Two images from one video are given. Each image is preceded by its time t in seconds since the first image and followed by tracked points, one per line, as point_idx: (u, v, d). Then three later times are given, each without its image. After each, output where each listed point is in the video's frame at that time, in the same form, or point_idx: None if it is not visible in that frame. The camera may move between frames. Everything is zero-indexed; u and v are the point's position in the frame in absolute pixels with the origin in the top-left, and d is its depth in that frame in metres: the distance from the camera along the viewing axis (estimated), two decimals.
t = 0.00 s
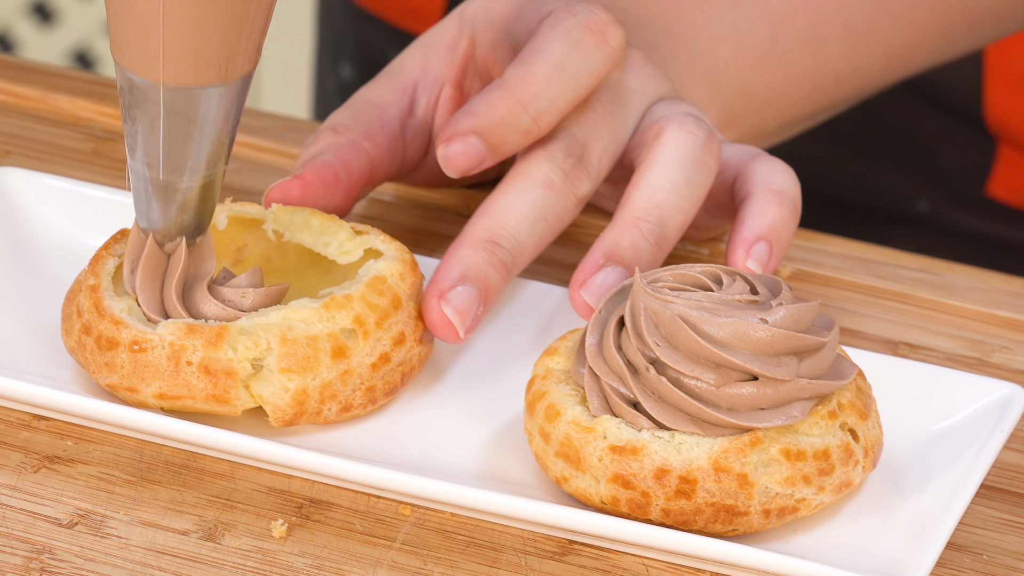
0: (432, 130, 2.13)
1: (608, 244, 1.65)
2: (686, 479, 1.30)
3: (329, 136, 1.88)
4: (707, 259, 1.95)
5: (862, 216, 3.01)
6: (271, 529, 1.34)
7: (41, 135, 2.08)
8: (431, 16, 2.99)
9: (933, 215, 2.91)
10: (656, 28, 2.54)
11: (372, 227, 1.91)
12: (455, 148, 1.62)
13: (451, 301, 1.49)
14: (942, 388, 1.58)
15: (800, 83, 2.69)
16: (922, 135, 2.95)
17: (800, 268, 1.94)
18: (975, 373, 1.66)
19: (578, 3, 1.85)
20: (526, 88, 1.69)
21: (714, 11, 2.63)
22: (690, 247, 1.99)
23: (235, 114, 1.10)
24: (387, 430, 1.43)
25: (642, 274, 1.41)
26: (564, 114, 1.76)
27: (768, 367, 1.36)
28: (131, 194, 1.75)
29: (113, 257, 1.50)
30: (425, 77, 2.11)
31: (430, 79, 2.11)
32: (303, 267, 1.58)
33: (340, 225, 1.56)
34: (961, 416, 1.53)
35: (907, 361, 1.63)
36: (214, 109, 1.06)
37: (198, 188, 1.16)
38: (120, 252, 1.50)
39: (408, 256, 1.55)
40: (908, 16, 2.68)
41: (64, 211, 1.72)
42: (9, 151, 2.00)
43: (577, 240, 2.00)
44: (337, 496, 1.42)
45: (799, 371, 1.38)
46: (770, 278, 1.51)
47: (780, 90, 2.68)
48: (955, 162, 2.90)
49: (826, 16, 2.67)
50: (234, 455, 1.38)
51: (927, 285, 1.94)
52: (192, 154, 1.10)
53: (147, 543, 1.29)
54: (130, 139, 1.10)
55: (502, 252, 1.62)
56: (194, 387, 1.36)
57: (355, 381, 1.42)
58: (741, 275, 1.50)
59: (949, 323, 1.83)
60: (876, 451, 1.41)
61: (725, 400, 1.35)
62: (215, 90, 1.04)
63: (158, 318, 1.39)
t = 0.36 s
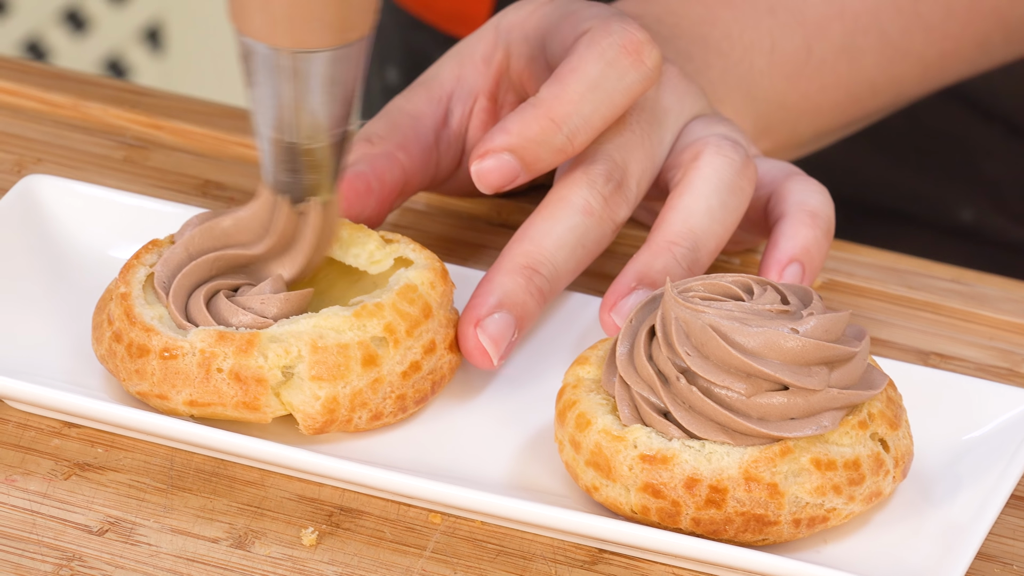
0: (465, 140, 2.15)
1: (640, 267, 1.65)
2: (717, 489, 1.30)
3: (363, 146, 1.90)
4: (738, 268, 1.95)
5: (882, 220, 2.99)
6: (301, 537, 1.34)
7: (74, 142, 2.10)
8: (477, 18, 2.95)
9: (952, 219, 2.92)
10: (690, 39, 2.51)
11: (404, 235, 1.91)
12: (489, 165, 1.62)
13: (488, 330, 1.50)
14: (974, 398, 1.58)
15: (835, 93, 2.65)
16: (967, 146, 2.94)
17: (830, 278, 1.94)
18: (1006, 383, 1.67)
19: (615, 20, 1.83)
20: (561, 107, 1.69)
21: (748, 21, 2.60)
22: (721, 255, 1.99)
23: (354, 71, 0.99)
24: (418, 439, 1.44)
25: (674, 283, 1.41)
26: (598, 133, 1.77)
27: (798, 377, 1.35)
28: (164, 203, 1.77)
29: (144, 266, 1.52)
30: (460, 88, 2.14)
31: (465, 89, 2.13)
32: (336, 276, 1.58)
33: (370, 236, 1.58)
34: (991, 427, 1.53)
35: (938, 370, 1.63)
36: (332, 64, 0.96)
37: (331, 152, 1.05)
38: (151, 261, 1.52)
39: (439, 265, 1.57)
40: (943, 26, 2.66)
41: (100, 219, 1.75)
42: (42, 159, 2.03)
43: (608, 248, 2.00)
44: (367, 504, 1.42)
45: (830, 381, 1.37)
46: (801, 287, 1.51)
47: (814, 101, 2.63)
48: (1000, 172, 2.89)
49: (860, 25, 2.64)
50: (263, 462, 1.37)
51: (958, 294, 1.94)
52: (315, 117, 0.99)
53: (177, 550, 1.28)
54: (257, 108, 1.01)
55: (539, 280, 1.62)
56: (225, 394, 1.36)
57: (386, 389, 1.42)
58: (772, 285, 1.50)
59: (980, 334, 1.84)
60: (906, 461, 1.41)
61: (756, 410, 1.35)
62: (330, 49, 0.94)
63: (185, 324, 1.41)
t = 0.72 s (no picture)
0: (489, 143, 2.18)
1: (661, 271, 1.67)
2: (736, 491, 1.30)
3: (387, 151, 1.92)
4: (758, 271, 1.96)
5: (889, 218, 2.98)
6: (320, 539, 1.34)
7: (94, 144, 2.12)
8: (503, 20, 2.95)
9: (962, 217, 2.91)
10: (713, 41, 2.50)
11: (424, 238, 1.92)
12: (513, 168, 1.61)
13: (512, 334, 1.52)
14: (995, 401, 1.58)
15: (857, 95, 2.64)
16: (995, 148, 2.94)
17: (850, 281, 1.94)
18: None
19: (638, 25, 1.88)
20: (584, 112, 1.73)
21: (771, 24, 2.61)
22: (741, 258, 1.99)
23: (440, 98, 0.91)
24: (436, 442, 1.45)
25: (694, 285, 1.42)
26: (621, 137, 1.80)
27: (817, 380, 1.35)
28: (183, 205, 1.78)
29: (163, 267, 1.53)
30: (484, 92, 2.17)
31: (489, 93, 2.16)
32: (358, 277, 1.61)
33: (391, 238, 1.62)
34: (1010, 430, 1.53)
35: (958, 374, 1.64)
36: (420, 99, 0.88)
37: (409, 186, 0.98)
38: (170, 264, 1.54)
39: (459, 268, 1.59)
40: (966, 29, 2.66)
41: (121, 222, 1.78)
42: (62, 160, 2.04)
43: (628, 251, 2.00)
44: (386, 506, 1.41)
45: (849, 384, 1.37)
46: (820, 290, 1.52)
47: (837, 104, 2.63)
48: None
49: (884, 29, 2.64)
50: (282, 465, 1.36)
51: (978, 297, 1.94)
52: (399, 153, 0.92)
53: (196, 552, 1.28)
54: (335, 143, 0.94)
55: (561, 284, 1.64)
56: (244, 395, 1.37)
57: (405, 391, 1.44)
58: (791, 288, 1.51)
59: (1000, 337, 1.84)
60: (925, 464, 1.41)
61: (775, 412, 1.35)
62: (416, 79, 0.86)
63: (204, 325, 1.42)
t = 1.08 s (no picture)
0: (503, 144, 2.17)
1: (677, 272, 1.67)
2: (751, 493, 1.29)
3: (401, 151, 1.93)
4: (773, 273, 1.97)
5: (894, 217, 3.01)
6: (334, 539, 1.33)
7: (110, 144, 2.13)
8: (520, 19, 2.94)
9: (963, 215, 2.95)
10: (728, 43, 2.50)
11: (440, 239, 1.93)
12: (524, 170, 1.66)
13: (525, 333, 1.53)
14: (1010, 403, 1.59)
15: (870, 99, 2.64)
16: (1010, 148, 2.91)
17: (865, 283, 1.95)
18: None
19: (651, 26, 1.88)
20: (598, 113, 1.73)
21: (785, 25, 2.61)
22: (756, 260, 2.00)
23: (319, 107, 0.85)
24: (450, 443, 1.46)
25: (709, 287, 1.42)
26: (634, 139, 1.80)
27: (833, 381, 1.35)
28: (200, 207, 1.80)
29: (179, 269, 1.55)
30: (498, 93, 2.16)
31: (504, 94, 2.16)
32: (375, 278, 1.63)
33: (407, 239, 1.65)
34: None
35: (973, 376, 1.64)
36: (300, 105, 0.82)
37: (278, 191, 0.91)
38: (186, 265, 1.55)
39: (473, 269, 1.60)
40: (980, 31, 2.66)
41: (136, 222, 1.78)
42: (77, 160, 2.05)
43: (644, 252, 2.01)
44: (401, 507, 1.40)
45: (865, 386, 1.37)
46: (836, 292, 1.53)
47: (851, 106, 2.63)
48: None
49: (898, 31, 2.64)
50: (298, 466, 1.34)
51: (993, 299, 1.94)
52: (274, 154, 0.85)
53: (211, 552, 1.27)
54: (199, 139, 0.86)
55: (575, 284, 1.64)
56: (259, 397, 1.38)
57: (420, 393, 1.44)
58: (806, 290, 1.51)
59: (1016, 339, 1.84)
60: (940, 466, 1.41)
61: (790, 414, 1.34)
62: (293, 84, 0.80)
63: (220, 328, 1.41)
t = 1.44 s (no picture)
0: (511, 146, 2.19)
1: (684, 275, 1.68)
2: (759, 495, 1.29)
3: (409, 154, 1.93)
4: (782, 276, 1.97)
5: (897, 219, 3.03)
6: (343, 541, 1.32)
7: (120, 147, 2.13)
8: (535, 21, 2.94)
9: (964, 217, 2.96)
10: (737, 47, 2.50)
11: (449, 241, 1.93)
12: (529, 173, 1.68)
13: (530, 335, 1.53)
14: (1019, 406, 1.59)
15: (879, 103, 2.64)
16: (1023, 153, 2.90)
17: (873, 285, 1.95)
18: None
19: (658, 29, 1.88)
20: (604, 116, 1.73)
21: (795, 29, 2.61)
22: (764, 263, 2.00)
23: (336, 37, 1.15)
24: (458, 444, 1.46)
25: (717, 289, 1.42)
26: (640, 142, 1.80)
27: (841, 384, 1.35)
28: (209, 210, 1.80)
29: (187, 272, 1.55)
30: (506, 95, 2.17)
31: (511, 97, 2.16)
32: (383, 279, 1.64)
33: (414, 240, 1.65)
34: None
35: (981, 379, 1.64)
36: (317, 36, 1.12)
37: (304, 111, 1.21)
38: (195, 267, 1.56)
39: (482, 272, 1.60)
40: (990, 36, 2.66)
41: (145, 223, 1.78)
42: (86, 162, 2.05)
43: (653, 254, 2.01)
44: (410, 509, 1.39)
45: (873, 388, 1.37)
46: (844, 295, 1.53)
47: (860, 109, 2.63)
48: None
49: (907, 35, 2.64)
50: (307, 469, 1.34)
51: (1003, 302, 1.94)
52: (298, 80, 1.15)
53: (219, 554, 1.27)
54: (236, 70, 1.15)
55: (581, 287, 1.64)
56: (267, 399, 1.37)
57: (428, 394, 1.44)
58: (815, 292, 1.51)
59: None
60: (948, 468, 1.41)
61: (799, 417, 1.34)
62: (308, 16, 1.09)
63: (229, 330, 1.41)
